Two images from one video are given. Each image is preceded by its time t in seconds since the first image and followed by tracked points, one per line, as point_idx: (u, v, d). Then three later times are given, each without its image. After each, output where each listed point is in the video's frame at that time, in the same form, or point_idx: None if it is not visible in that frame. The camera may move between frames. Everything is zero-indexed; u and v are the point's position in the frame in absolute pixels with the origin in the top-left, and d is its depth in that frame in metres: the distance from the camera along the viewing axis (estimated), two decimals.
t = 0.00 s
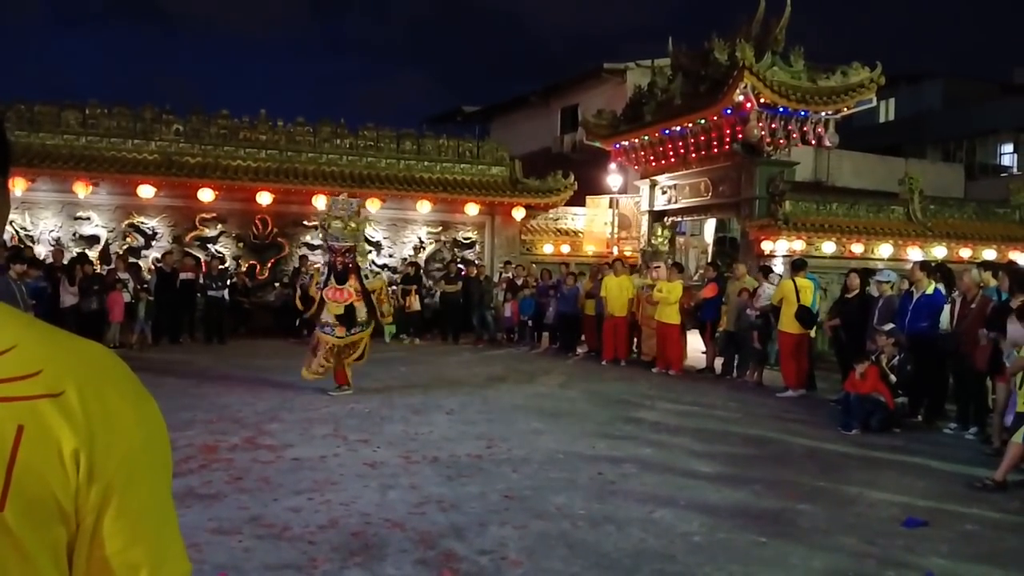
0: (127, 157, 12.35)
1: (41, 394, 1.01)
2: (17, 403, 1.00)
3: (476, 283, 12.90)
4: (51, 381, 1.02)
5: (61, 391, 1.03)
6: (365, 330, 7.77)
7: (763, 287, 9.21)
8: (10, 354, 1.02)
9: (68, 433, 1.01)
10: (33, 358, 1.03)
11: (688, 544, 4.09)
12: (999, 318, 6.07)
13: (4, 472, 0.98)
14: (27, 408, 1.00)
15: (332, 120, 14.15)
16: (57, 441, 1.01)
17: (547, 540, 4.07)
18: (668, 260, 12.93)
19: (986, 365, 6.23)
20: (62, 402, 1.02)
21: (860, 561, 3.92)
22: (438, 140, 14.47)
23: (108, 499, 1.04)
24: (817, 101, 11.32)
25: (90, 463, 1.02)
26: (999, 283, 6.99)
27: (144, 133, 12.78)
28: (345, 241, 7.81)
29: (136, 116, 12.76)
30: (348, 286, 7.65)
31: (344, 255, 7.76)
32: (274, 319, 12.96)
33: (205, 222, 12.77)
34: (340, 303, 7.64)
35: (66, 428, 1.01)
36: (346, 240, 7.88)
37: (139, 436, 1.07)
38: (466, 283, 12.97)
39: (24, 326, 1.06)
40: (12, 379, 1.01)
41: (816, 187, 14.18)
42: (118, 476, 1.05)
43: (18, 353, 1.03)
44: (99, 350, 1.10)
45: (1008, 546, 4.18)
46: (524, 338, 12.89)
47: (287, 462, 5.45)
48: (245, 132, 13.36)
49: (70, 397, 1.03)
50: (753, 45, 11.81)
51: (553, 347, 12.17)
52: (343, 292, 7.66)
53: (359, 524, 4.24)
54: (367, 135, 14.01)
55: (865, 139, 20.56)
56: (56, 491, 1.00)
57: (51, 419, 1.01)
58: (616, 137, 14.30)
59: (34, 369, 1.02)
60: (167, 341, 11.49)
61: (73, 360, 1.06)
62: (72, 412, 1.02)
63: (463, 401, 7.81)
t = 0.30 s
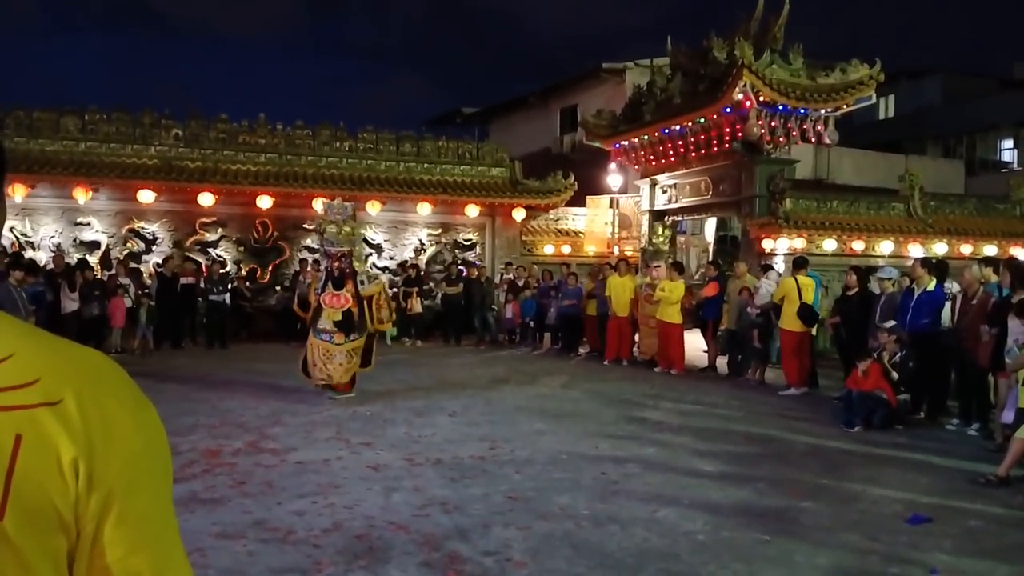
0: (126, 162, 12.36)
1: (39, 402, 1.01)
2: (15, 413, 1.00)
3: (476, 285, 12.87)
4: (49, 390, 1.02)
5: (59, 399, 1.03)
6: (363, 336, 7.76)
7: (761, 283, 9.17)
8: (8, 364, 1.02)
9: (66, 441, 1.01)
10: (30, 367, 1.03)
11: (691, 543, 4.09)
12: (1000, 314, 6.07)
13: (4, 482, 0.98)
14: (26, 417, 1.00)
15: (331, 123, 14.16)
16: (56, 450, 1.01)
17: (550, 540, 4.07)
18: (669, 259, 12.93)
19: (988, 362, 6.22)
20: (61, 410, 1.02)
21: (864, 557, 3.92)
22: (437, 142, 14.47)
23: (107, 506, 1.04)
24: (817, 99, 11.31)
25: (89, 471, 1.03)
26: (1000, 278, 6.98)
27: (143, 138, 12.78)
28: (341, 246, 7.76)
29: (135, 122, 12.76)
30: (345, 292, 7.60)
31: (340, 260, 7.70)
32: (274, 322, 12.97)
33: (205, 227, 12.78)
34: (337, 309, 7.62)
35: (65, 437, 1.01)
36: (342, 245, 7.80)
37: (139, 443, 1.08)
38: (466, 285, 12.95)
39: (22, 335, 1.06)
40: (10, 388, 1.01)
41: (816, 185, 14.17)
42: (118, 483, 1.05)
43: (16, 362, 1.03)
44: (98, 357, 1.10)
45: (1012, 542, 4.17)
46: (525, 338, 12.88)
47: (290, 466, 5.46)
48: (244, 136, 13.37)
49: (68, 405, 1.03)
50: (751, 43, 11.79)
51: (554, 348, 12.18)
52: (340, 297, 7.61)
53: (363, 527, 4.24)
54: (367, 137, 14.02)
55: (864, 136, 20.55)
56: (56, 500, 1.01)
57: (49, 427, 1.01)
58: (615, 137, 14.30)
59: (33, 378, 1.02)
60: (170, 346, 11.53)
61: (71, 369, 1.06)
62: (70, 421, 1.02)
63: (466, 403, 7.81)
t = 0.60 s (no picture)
0: (127, 165, 12.35)
1: (43, 405, 0.99)
2: (17, 416, 0.98)
3: (478, 284, 12.81)
4: (52, 392, 1.00)
5: (62, 402, 1.00)
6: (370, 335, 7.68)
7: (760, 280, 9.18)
8: (10, 368, 1.00)
9: (70, 444, 0.99)
10: (34, 369, 1.01)
11: (695, 541, 4.06)
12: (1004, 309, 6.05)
13: (8, 485, 0.96)
14: (28, 421, 0.98)
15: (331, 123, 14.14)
16: (60, 452, 0.99)
17: (554, 539, 4.05)
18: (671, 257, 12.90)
19: (992, 357, 6.20)
20: (63, 413, 1.00)
21: (868, 555, 3.89)
22: (437, 142, 14.45)
23: (111, 509, 1.02)
24: (818, 95, 11.29)
25: (94, 473, 1.00)
26: (1004, 274, 6.97)
27: (145, 141, 12.75)
28: (348, 241, 7.60)
29: (136, 124, 12.73)
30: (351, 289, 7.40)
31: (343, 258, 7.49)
32: (274, 323, 12.83)
33: (207, 228, 12.75)
34: (342, 307, 7.43)
35: (69, 439, 0.99)
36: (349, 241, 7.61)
37: (144, 445, 1.05)
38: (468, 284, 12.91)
39: (25, 337, 1.04)
40: (11, 392, 0.99)
41: (817, 181, 14.14)
42: (122, 485, 1.02)
43: (20, 364, 1.01)
44: (102, 359, 1.08)
45: (1018, 538, 4.14)
46: (527, 337, 12.87)
47: (294, 466, 5.43)
48: (245, 137, 13.35)
49: (73, 407, 1.01)
50: (752, 39, 11.75)
51: (557, 347, 12.16)
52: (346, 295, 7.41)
53: (367, 526, 4.22)
54: (367, 138, 14.00)
55: (865, 132, 20.52)
56: (61, 503, 0.98)
57: (53, 430, 0.99)
58: (616, 135, 14.27)
59: (36, 382, 1.00)
60: (173, 348, 11.51)
61: (75, 371, 1.04)
62: (75, 423, 1.00)
63: (469, 402, 7.78)
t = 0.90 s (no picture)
0: (133, 163, 12.37)
1: (52, 404, 0.99)
2: (27, 415, 0.98)
3: (483, 282, 12.79)
4: (60, 392, 1.01)
5: (71, 402, 1.01)
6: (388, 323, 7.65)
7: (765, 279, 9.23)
8: (18, 367, 1.00)
9: (81, 442, 0.99)
10: (43, 369, 1.01)
11: (701, 539, 4.06)
12: (1012, 307, 6.03)
13: (17, 486, 0.95)
14: (38, 419, 0.98)
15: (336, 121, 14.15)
16: (71, 451, 0.99)
17: (560, 537, 4.05)
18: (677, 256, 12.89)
19: (999, 356, 6.18)
20: (74, 412, 1.00)
21: (874, 553, 3.89)
22: (443, 140, 14.45)
23: (120, 508, 1.02)
24: (825, 93, 11.28)
25: (105, 473, 1.01)
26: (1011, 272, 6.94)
27: (151, 139, 12.79)
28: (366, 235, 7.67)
29: (143, 123, 12.77)
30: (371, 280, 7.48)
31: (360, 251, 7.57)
32: (280, 319, 12.86)
33: (214, 227, 12.77)
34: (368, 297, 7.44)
35: (79, 438, 0.99)
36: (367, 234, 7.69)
37: (152, 445, 1.06)
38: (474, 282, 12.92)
39: (30, 336, 1.04)
40: (21, 389, 0.99)
41: (824, 178, 14.11)
42: (131, 484, 1.03)
43: (28, 364, 1.01)
44: (109, 359, 1.09)
45: None
46: (532, 335, 12.88)
47: (300, 464, 5.45)
48: (250, 136, 13.38)
49: (81, 407, 1.01)
50: (757, 36, 11.71)
51: (562, 345, 12.16)
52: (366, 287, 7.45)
53: (373, 524, 4.23)
54: (373, 136, 14.02)
55: (871, 130, 20.48)
56: (71, 503, 0.98)
57: (63, 429, 0.99)
58: (621, 134, 14.26)
59: (46, 381, 1.01)
60: (179, 346, 11.53)
61: (82, 371, 1.04)
62: (84, 422, 1.00)
63: (474, 401, 7.79)
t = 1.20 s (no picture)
0: (138, 158, 12.41)
1: (52, 401, 1.01)
2: (27, 413, 1.00)
3: (488, 279, 12.83)
4: (62, 389, 1.02)
5: (70, 399, 1.02)
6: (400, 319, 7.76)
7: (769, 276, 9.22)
8: (20, 365, 1.02)
9: (80, 441, 1.01)
10: (45, 365, 1.03)
11: (705, 535, 4.08)
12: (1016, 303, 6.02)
13: (19, 484, 0.99)
14: (38, 417, 1.00)
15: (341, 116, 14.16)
16: (71, 450, 1.01)
17: (564, 532, 4.08)
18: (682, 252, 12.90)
19: (1003, 352, 6.18)
20: (73, 410, 1.02)
21: (877, 549, 3.90)
22: (448, 136, 14.46)
23: (120, 505, 1.04)
24: (829, 89, 11.23)
25: (104, 472, 1.03)
26: (1016, 268, 6.93)
27: (155, 135, 12.84)
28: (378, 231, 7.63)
29: (146, 118, 12.84)
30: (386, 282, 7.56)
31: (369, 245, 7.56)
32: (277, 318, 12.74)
33: (218, 223, 12.82)
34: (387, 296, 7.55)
35: (79, 437, 1.01)
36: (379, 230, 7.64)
37: (154, 443, 1.07)
38: (478, 278, 12.95)
39: (35, 332, 1.05)
40: (23, 388, 1.01)
41: (829, 175, 14.09)
42: (132, 482, 1.05)
43: (28, 361, 1.02)
44: (114, 356, 1.10)
45: None
46: (536, 331, 12.90)
47: (305, 459, 5.48)
48: (255, 132, 13.39)
49: (81, 405, 1.02)
50: (763, 32, 11.68)
51: (566, 341, 12.19)
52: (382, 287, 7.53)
53: (378, 519, 4.26)
54: (377, 132, 14.05)
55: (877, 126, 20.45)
56: (71, 499, 1.01)
57: (63, 428, 1.01)
58: (626, 130, 14.27)
59: (47, 378, 1.02)
60: (183, 342, 11.54)
61: (83, 369, 1.05)
62: (84, 420, 1.02)
63: (479, 396, 7.81)
